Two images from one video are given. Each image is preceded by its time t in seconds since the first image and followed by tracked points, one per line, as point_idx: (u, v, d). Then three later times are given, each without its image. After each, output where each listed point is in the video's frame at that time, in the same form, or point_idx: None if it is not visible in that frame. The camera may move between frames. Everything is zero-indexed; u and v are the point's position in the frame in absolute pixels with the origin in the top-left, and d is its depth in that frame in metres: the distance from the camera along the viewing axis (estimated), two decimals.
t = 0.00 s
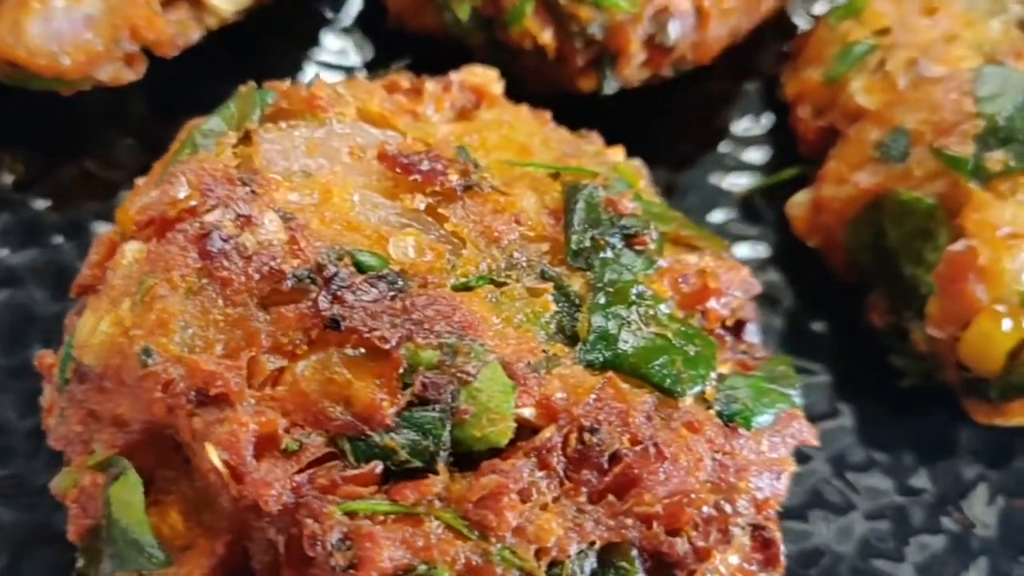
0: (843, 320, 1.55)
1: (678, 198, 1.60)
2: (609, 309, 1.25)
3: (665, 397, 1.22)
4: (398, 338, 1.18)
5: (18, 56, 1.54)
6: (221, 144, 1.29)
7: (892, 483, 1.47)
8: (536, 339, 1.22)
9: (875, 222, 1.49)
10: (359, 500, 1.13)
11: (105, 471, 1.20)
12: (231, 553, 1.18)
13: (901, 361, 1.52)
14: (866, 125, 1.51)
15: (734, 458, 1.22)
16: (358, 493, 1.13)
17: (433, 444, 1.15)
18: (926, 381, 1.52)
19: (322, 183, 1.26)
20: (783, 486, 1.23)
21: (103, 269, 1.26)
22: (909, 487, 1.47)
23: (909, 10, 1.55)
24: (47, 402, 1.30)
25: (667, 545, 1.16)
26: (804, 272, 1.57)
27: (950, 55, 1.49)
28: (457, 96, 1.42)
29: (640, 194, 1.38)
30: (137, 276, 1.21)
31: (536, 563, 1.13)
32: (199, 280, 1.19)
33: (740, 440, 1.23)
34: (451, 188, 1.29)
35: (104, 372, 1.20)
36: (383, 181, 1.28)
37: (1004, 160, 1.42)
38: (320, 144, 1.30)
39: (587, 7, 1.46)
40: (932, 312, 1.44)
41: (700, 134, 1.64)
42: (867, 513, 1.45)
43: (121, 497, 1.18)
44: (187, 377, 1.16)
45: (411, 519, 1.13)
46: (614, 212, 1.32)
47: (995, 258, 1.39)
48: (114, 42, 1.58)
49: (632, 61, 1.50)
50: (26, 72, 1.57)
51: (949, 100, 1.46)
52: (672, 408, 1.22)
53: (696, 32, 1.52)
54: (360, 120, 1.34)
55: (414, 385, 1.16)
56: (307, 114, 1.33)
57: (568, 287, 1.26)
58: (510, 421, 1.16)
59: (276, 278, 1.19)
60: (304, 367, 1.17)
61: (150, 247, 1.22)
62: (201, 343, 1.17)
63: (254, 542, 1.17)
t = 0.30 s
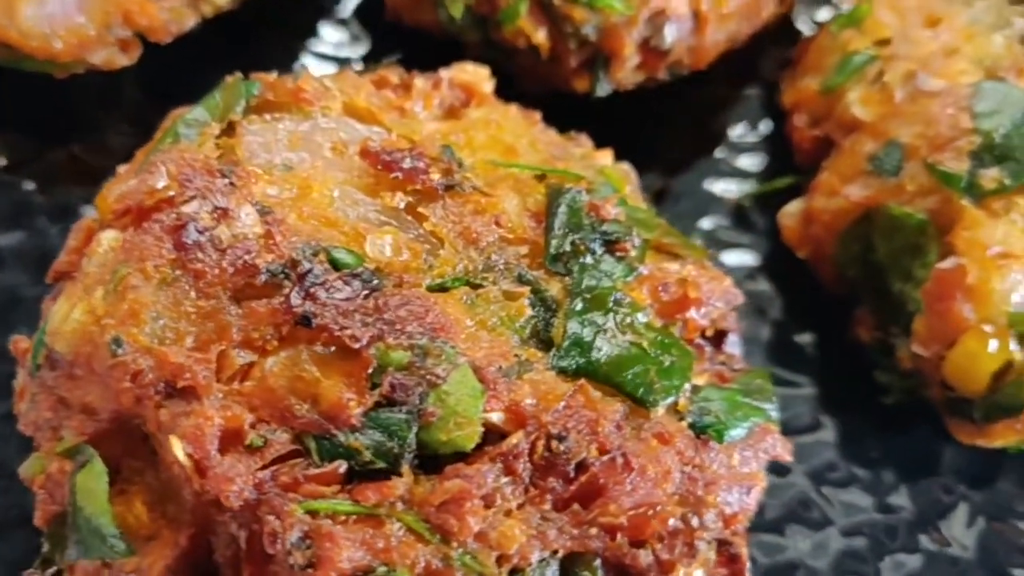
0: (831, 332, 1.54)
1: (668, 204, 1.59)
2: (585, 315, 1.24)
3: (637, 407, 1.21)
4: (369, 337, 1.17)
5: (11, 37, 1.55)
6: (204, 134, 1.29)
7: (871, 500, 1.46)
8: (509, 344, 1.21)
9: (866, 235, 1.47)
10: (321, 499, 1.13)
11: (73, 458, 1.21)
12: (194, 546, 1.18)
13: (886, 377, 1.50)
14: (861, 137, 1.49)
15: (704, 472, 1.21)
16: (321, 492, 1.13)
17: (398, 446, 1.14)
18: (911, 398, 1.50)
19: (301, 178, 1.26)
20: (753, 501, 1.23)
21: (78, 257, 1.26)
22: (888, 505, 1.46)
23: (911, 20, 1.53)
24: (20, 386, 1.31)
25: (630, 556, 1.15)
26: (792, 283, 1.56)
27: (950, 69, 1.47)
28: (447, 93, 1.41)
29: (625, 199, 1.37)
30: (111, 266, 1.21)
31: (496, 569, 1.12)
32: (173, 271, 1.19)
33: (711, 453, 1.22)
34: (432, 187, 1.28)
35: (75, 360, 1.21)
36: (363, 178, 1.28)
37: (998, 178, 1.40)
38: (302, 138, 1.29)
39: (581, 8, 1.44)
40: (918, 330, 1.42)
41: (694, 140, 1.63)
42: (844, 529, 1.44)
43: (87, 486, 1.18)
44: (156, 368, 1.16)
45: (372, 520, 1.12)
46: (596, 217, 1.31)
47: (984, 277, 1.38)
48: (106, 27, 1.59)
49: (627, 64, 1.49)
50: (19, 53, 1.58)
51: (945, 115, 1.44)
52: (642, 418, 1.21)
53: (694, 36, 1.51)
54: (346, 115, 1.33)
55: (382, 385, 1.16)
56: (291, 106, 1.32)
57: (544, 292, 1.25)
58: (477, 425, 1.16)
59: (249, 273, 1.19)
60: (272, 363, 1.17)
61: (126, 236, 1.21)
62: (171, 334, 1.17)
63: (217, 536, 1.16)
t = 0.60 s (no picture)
0: (823, 337, 1.52)
1: (664, 202, 1.57)
2: (565, 318, 1.23)
3: (614, 412, 1.21)
4: (345, 334, 1.17)
5: (10, 16, 1.54)
6: (191, 123, 1.29)
7: (855, 507, 1.44)
8: (488, 344, 1.21)
9: (858, 242, 1.46)
10: (291, 493, 1.13)
11: (50, 441, 1.21)
12: (169, 533, 1.17)
13: (874, 386, 1.49)
14: (857, 143, 1.47)
15: (678, 479, 1.20)
16: (291, 487, 1.13)
17: (370, 444, 1.14)
18: (899, 408, 1.49)
19: (286, 170, 1.26)
20: (727, 509, 1.22)
21: (61, 242, 1.27)
22: (872, 512, 1.44)
23: (913, 27, 1.51)
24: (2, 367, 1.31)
25: (600, 561, 1.15)
26: (784, 286, 1.54)
27: (949, 79, 1.45)
28: (439, 87, 1.40)
29: (613, 200, 1.36)
30: (92, 253, 1.22)
31: (465, 570, 1.12)
32: (151, 260, 1.20)
33: (687, 460, 1.21)
34: (417, 183, 1.27)
35: (54, 344, 1.21)
36: (349, 171, 1.27)
37: (993, 191, 1.39)
38: (289, 130, 1.29)
39: (578, 6, 1.43)
40: (906, 340, 1.40)
41: (693, 138, 1.61)
42: (826, 535, 1.42)
43: (64, 471, 1.17)
44: (132, 357, 1.16)
45: (342, 517, 1.12)
46: (582, 218, 1.30)
47: (975, 290, 1.36)
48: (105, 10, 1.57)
49: (623, 62, 1.48)
50: (16, 32, 1.56)
51: (942, 125, 1.42)
52: (618, 422, 1.20)
53: (692, 36, 1.50)
54: (335, 108, 1.33)
55: (357, 382, 1.16)
56: (279, 98, 1.32)
57: (526, 292, 1.25)
58: (451, 426, 1.15)
59: (228, 265, 1.19)
60: (248, 356, 1.17)
61: (107, 224, 1.22)
62: (149, 323, 1.18)
63: (190, 524, 1.16)
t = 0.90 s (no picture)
0: (807, 340, 1.50)
1: (655, 197, 1.56)
2: (539, 314, 1.23)
3: (581, 411, 1.20)
4: (314, 322, 1.17)
5: None
6: (174, 104, 1.29)
7: (831, 512, 1.42)
8: (459, 337, 1.21)
9: (846, 247, 1.44)
10: (252, 479, 1.13)
11: (18, 414, 1.21)
12: (131, 510, 1.19)
13: (856, 392, 1.47)
14: (849, 148, 1.45)
15: (645, 481, 1.19)
16: (252, 472, 1.13)
17: (334, 433, 1.14)
18: (879, 415, 1.47)
19: (266, 155, 1.26)
20: (693, 514, 1.20)
21: (40, 217, 1.27)
22: (848, 518, 1.42)
23: (913, 33, 1.50)
24: None
25: (560, 561, 1.14)
26: (771, 287, 1.53)
27: (946, 88, 1.43)
28: (427, 76, 1.40)
29: (597, 197, 1.35)
30: (69, 229, 1.23)
31: (422, 563, 1.12)
32: (125, 240, 1.20)
33: (654, 463, 1.20)
34: (398, 172, 1.27)
35: (26, 319, 1.22)
36: (329, 158, 1.27)
37: (984, 204, 1.36)
38: (273, 114, 1.29)
39: None
40: (889, 348, 1.38)
41: (686, 135, 1.60)
42: (800, 540, 1.40)
43: (31, 444, 1.19)
44: (101, 335, 1.17)
45: (301, 504, 1.12)
46: (562, 214, 1.29)
47: (960, 302, 1.33)
48: None
49: (616, 57, 1.46)
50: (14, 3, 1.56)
51: (936, 134, 1.40)
52: (586, 422, 1.20)
53: (688, 32, 1.48)
54: (320, 93, 1.32)
55: (323, 370, 1.16)
56: (264, 81, 1.32)
57: (500, 286, 1.24)
58: (415, 419, 1.15)
59: (201, 248, 1.19)
60: (217, 339, 1.17)
61: (84, 201, 1.23)
62: (120, 302, 1.18)
63: (153, 503, 1.17)
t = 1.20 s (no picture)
0: (792, 341, 1.50)
1: (644, 192, 1.56)
2: (516, 304, 1.22)
3: (554, 402, 1.19)
4: (288, 305, 1.17)
5: None
6: (158, 83, 1.30)
7: (809, 516, 1.41)
8: (434, 325, 1.20)
9: (834, 249, 1.42)
10: (218, 459, 1.13)
11: None
12: (98, 488, 1.19)
13: (837, 394, 1.46)
14: (841, 149, 1.44)
15: (614, 475, 1.18)
16: (218, 452, 1.13)
17: (303, 416, 1.14)
18: (861, 418, 1.45)
19: (248, 136, 1.25)
20: (662, 510, 1.19)
21: (20, 192, 1.28)
22: (826, 523, 1.41)
23: (912, 35, 1.47)
24: None
25: (525, 551, 1.13)
26: (758, 288, 1.53)
27: (941, 91, 1.41)
28: (416, 62, 1.40)
29: (582, 190, 1.35)
30: (47, 205, 1.23)
31: (387, 549, 1.11)
32: (105, 218, 1.20)
33: (625, 457, 1.19)
34: (381, 158, 1.26)
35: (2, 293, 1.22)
36: (313, 142, 1.27)
37: (974, 209, 1.35)
38: (257, 96, 1.28)
39: None
40: (873, 352, 1.37)
41: (679, 130, 1.61)
42: (776, 543, 1.39)
43: None
44: (75, 312, 1.17)
45: (267, 486, 1.12)
46: (544, 206, 1.28)
47: (944, 308, 1.31)
48: None
49: (609, 49, 1.45)
50: None
51: (928, 138, 1.38)
52: (558, 414, 1.19)
53: (684, 27, 1.47)
54: (306, 76, 1.32)
55: (295, 353, 1.15)
56: (249, 63, 1.32)
57: (478, 276, 1.24)
58: (385, 405, 1.15)
59: (178, 228, 1.19)
60: (190, 320, 1.17)
61: (64, 177, 1.23)
62: (95, 280, 1.18)
63: (123, 481, 1.18)
